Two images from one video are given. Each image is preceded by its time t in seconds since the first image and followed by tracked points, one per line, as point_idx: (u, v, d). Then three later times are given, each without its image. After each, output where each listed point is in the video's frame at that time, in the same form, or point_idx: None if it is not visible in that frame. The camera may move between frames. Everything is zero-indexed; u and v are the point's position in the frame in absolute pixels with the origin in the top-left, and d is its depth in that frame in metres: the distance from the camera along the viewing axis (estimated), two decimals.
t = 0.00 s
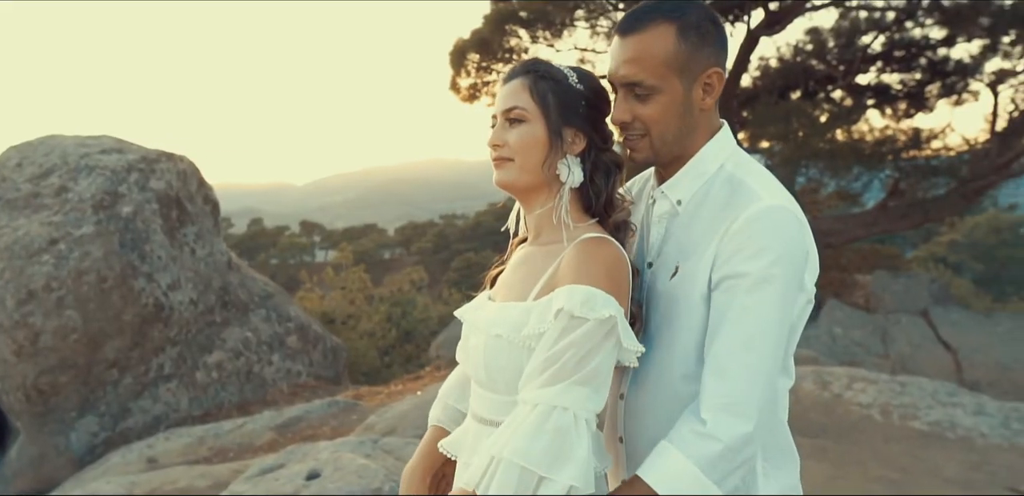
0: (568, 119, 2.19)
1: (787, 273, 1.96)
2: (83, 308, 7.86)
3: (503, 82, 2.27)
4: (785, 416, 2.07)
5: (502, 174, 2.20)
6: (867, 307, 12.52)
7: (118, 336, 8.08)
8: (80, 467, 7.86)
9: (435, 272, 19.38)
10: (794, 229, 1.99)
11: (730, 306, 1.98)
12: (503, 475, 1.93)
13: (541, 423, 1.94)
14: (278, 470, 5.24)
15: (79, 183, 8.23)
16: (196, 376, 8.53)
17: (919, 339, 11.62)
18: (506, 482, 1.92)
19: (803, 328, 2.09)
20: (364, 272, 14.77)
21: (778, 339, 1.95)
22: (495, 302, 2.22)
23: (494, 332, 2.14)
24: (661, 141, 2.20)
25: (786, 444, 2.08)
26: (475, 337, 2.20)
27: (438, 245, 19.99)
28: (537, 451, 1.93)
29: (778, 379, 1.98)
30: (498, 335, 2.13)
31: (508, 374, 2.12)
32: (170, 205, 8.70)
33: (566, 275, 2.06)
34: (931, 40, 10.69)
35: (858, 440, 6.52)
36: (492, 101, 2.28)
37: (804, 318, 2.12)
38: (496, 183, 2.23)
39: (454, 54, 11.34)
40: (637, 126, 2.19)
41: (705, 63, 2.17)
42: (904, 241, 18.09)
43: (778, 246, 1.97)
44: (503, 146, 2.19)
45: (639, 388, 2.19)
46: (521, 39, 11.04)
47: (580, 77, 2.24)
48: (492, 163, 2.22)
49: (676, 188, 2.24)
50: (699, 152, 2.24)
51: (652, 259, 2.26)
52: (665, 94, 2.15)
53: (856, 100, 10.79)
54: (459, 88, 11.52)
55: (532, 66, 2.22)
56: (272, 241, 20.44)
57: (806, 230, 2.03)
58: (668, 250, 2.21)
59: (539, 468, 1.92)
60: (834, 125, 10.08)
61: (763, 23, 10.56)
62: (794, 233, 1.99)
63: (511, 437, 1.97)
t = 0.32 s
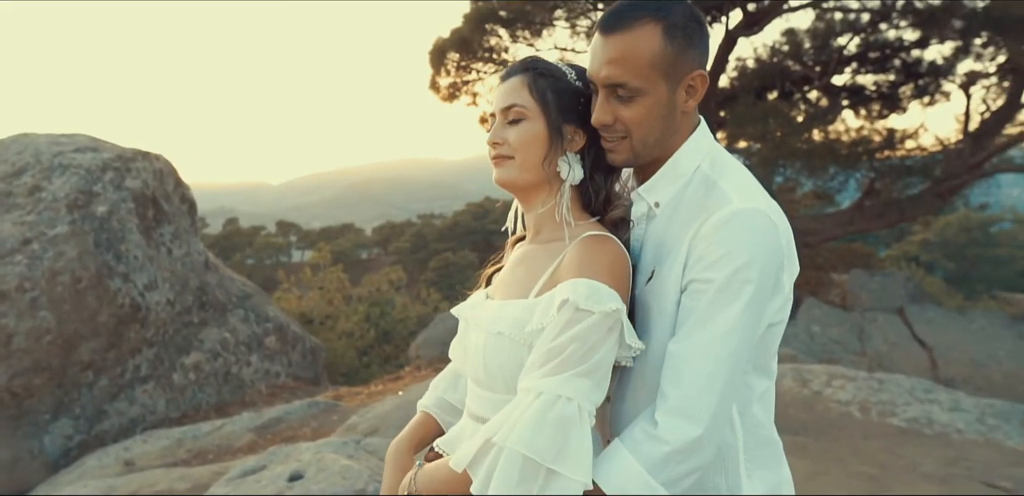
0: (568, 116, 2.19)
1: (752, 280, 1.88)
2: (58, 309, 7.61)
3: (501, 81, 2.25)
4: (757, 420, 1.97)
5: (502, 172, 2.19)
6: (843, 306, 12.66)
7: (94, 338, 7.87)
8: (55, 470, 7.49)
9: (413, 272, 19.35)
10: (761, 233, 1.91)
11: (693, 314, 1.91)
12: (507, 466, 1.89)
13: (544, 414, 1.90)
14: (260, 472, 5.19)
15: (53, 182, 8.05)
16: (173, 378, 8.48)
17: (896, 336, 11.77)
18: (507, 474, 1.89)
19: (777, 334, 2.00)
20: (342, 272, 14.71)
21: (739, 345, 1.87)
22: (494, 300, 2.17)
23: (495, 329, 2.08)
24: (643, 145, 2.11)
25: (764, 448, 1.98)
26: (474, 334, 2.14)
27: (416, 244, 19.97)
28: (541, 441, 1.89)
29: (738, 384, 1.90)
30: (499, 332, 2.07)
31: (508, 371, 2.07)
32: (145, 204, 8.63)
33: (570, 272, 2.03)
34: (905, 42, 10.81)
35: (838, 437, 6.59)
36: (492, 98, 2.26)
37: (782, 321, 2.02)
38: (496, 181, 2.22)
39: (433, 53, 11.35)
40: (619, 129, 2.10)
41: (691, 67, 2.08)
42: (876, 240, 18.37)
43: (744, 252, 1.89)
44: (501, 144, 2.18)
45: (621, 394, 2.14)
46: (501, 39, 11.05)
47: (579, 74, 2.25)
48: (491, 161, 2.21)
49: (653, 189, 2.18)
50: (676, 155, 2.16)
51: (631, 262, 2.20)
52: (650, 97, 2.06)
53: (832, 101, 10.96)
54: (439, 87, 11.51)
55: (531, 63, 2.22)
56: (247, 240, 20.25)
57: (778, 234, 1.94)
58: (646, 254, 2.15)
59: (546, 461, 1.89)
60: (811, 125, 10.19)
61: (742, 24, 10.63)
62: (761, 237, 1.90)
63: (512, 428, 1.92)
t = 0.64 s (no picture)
0: (564, 116, 2.18)
1: (727, 287, 1.83)
2: (32, 311, 7.46)
3: (499, 80, 2.26)
4: (743, 423, 1.91)
5: (501, 170, 2.20)
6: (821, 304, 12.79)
7: (69, 340, 7.73)
8: (30, 475, 7.37)
9: (391, 272, 19.25)
10: (738, 239, 1.86)
11: (668, 322, 1.87)
12: (515, 473, 1.84)
13: (550, 419, 1.83)
14: (241, 475, 5.14)
15: (26, 182, 7.89)
16: (151, 380, 8.38)
17: (872, 335, 11.90)
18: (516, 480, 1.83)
19: (760, 337, 1.94)
20: (320, 272, 14.60)
21: (715, 352, 1.83)
22: (491, 300, 2.15)
23: (492, 329, 2.05)
24: (625, 155, 2.07)
25: (754, 452, 1.91)
26: (471, 333, 2.12)
27: (393, 244, 19.88)
28: (548, 446, 1.82)
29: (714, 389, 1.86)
30: (497, 331, 2.04)
31: (505, 371, 2.04)
32: (122, 204, 8.51)
33: (568, 274, 1.99)
34: (880, 43, 10.92)
35: (818, 434, 6.67)
36: (490, 97, 2.27)
37: (767, 325, 1.96)
38: (495, 179, 2.23)
39: (413, 53, 11.32)
40: (599, 137, 2.06)
41: (673, 77, 2.04)
42: (851, 239, 18.59)
43: (719, 259, 1.85)
44: (499, 142, 2.19)
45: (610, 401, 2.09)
46: (481, 38, 11.05)
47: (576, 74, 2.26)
48: (491, 160, 2.22)
49: (638, 196, 2.09)
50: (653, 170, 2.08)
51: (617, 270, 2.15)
52: (630, 108, 2.01)
53: (808, 101, 11.11)
54: (419, 86, 11.48)
55: (529, 63, 2.23)
56: (223, 241, 20.05)
57: (758, 238, 1.88)
58: (632, 261, 2.10)
59: (550, 464, 1.81)
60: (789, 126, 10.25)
61: (721, 25, 10.72)
62: (737, 243, 1.86)
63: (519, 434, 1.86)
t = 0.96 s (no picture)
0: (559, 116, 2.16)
1: (711, 286, 1.85)
2: (7, 313, 7.38)
3: (495, 80, 2.23)
4: (735, 420, 1.92)
5: (499, 169, 2.17)
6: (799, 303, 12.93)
7: (45, 341, 7.63)
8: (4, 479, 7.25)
9: (370, 273, 19.16)
10: (723, 240, 1.87)
11: (650, 321, 1.87)
12: (518, 478, 1.84)
13: (550, 424, 1.82)
14: (223, 477, 5.09)
15: None
16: (128, 382, 8.28)
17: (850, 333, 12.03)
18: (517, 482, 1.84)
19: (746, 336, 1.95)
20: (299, 273, 14.46)
21: (697, 349, 1.84)
22: (485, 299, 2.13)
23: (485, 326, 2.03)
24: (610, 161, 2.03)
25: (745, 450, 1.93)
26: (465, 331, 2.10)
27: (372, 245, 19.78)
28: (546, 449, 1.81)
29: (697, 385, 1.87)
30: (490, 328, 2.03)
31: (498, 368, 2.02)
32: (98, 204, 8.40)
33: (559, 275, 1.96)
34: (855, 46, 11.08)
35: (798, 431, 6.74)
36: (485, 97, 2.24)
37: (756, 325, 1.98)
38: (492, 178, 2.20)
39: (393, 52, 11.29)
40: (580, 144, 2.02)
41: (654, 84, 1.99)
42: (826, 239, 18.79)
43: (702, 257, 1.86)
44: (498, 141, 2.16)
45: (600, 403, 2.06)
46: (462, 38, 11.04)
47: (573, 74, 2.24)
48: (490, 158, 2.19)
49: (627, 199, 2.03)
50: (642, 172, 2.03)
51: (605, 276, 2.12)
52: (611, 116, 1.97)
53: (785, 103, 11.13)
54: (399, 86, 11.45)
55: (527, 63, 2.21)
56: (199, 241, 19.83)
57: (745, 239, 1.89)
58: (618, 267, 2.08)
59: (544, 466, 1.81)
60: (767, 127, 10.34)
61: (700, 27, 10.78)
62: (723, 244, 1.86)
63: (518, 437, 1.85)
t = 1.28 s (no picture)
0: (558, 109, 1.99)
1: (696, 282, 1.68)
2: None
3: (504, 75, 2.07)
4: (728, 417, 1.76)
5: (500, 167, 2.01)
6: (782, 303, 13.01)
7: (23, 343, 7.51)
8: None
9: (350, 273, 19.09)
10: (710, 234, 1.69)
11: (633, 318, 1.71)
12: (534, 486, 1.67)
13: (569, 424, 1.63)
14: (208, 479, 5.05)
15: None
16: (109, 384, 8.19)
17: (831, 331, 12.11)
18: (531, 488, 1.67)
19: (737, 330, 1.80)
20: (280, 273, 14.33)
21: (682, 347, 1.68)
22: (481, 293, 1.98)
23: (478, 321, 1.88)
24: (592, 164, 1.85)
25: (739, 450, 1.78)
26: (460, 327, 1.95)
27: (353, 245, 19.72)
28: (563, 449, 1.63)
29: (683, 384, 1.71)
30: (482, 323, 1.87)
31: (492, 364, 1.86)
32: (77, 204, 8.28)
33: (553, 267, 1.78)
34: (835, 47, 11.18)
35: (783, 429, 6.79)
36: (487, 94, 2.09)
37: (748, 319, 1.82)
38: (493, 176, 2.04)
39: (376, 52, 11.25)
40: (560, 149, 1.85)
41: (634, 88, 1.81)
42: (805, 239, 18.94)
43: (688, 251, 1.69)
44: (505, 138, 2.00)
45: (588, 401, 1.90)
46: (446, 37, 11.04)
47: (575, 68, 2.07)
48: (492, 156, 2.03)
49: (612, 200, 1.85)
50: (627, 172, 1.83)
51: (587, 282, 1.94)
52: (589, 122, 1.80)
53: (766, 103, 11.18)
54: (382, 86, 11.42)
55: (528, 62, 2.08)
56: (177, 242, 19.62)
57: (733, 231, 1.72)
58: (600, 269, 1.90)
59: (565, 469, 1.63)
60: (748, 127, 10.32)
61: (683, 28, 10.83)
62: (711, 241, 1.69)
63: (539, 440, 1.66)
